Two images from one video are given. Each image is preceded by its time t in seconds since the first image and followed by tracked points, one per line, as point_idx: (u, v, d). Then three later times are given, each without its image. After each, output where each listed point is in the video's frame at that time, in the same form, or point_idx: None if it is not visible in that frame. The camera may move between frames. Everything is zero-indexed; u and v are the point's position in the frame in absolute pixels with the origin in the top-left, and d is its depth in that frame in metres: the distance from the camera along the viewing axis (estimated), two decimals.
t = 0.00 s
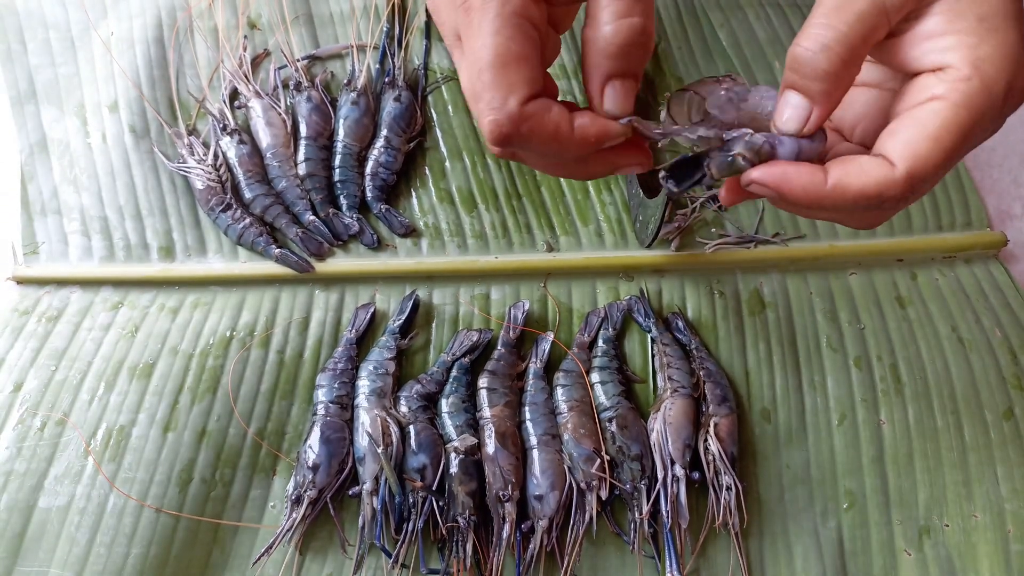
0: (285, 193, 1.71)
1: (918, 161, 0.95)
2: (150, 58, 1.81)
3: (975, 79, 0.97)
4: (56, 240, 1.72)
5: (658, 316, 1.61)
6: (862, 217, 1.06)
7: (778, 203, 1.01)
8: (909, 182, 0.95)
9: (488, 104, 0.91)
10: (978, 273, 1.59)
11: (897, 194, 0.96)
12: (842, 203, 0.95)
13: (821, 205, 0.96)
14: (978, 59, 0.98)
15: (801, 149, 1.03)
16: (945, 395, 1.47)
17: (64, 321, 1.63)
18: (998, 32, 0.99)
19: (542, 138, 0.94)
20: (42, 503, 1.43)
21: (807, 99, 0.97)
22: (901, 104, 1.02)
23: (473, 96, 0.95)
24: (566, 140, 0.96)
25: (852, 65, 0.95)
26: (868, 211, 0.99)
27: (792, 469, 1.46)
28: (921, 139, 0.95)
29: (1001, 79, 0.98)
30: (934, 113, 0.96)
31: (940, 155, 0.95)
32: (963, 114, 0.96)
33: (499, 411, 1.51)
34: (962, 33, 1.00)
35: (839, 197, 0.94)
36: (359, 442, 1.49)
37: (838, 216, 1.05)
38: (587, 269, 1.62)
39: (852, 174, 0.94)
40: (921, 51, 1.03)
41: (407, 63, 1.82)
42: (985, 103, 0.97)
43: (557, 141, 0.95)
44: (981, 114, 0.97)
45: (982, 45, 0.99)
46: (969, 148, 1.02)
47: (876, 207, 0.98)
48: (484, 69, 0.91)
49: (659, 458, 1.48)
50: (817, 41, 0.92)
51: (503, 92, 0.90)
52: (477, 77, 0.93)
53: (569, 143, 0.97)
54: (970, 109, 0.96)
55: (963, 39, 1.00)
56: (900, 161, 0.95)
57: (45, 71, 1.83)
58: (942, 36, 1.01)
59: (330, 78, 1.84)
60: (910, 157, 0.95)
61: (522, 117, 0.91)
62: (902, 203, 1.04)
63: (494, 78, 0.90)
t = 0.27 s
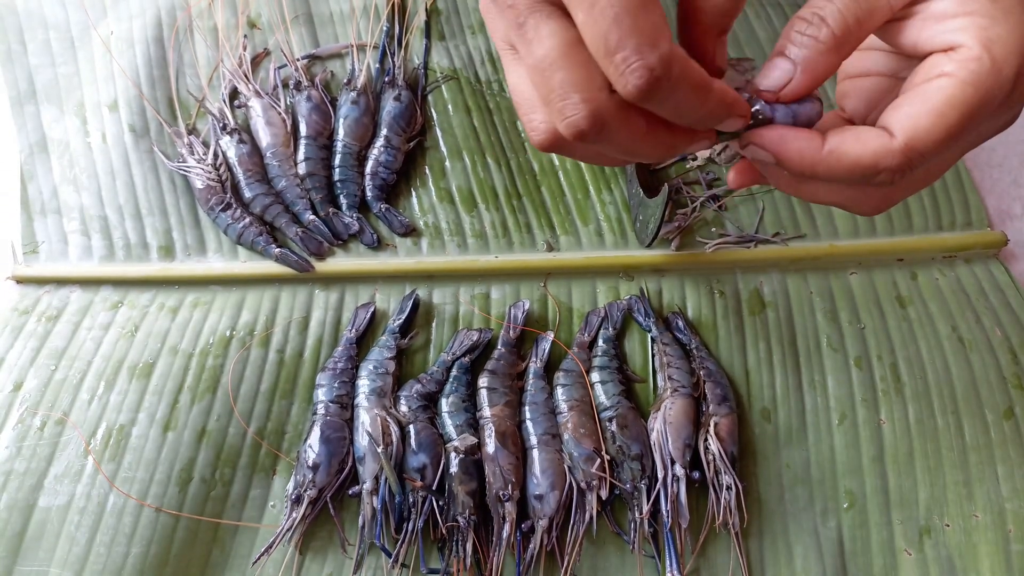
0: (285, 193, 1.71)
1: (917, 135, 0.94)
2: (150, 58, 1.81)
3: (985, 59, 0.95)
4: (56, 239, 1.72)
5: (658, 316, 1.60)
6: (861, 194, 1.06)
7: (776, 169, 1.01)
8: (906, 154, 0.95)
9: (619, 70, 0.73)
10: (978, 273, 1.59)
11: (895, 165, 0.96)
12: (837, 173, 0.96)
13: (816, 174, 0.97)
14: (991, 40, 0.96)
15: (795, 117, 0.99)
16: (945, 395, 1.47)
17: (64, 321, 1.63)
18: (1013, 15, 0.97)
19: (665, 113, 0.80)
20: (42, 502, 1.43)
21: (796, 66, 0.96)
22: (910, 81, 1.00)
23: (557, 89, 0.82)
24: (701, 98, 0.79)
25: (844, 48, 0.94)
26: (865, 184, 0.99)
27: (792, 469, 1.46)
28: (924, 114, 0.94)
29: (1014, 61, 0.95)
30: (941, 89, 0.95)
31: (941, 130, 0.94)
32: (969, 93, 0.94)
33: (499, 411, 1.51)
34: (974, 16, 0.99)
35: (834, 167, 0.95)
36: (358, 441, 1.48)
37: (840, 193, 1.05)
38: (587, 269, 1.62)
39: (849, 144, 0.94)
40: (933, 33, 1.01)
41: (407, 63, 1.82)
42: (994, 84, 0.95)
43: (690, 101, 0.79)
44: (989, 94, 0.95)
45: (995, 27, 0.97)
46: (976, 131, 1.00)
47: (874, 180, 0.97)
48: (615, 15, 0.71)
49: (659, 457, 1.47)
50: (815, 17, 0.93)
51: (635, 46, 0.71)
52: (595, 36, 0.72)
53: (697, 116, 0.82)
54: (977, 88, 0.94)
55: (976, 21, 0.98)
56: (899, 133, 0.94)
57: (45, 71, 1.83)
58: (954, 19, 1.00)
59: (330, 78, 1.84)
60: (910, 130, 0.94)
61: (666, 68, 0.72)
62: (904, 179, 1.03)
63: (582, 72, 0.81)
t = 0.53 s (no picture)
0: (285, 193, 1.71)
1: (888, 140, 0.92)
2: (150, 58, 1.81)
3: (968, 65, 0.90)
4: (56, 239, 1.72)
5: (658, 316, 1.60)
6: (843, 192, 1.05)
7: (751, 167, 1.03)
8: (875, 159, 0.93)
9: (642, 43, 0.76)
10: (978, 272, 1.59)
11: (865, 168, 0.95)
12: (805, 173, 0.96)
13: (786, 172, 0.97)
14: (973, 46, 0.91)
15: (770, 119, 0.99)
16: (946, 395, 1.47)
17: (64, 321, 1.63)
18: (996, 21, 0.92)
19: (667, 101, 0.84)
20: (42, 502, 1.43)
21: (770, 77, 0.95)
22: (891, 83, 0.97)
23: (582, 51, 0.81)
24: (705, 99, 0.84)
25: (814, 56, 0.94)
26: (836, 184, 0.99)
27: (792, 469, 1.46)
28: (900, 116, 0.91)
29: (995, 68, 0.91)
30: (917, 93, 0.91)
31: (914, 137, 0.91)
32: (948, 100, 0.90)
33: (499, 411, 1.51)
34: (956, 21, 0.93)
35: (801, 167, 0.95)
36: (358, 441, 1.48)
37: (815, 191, 1.05)
38: (587, 269, 1.62)
39: (817, 144, 0.94)
40: (916, 38, 0.96)
41: (407, 63, 1.82)
42: (974, 91, 0.90)
43: (696, 98, 0.83)
44: (968, 102, 0.90)
45: (978, 32, 0.92)
46: (955, 136, 0.97)
47: (844, 180, 0.97)
48: None
49: (659, 457, 1.48)
50: (791, 29, 0.93)
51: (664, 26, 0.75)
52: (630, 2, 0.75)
53: (691, 115, 0.87)
54: (956, 95, 0.90)
55: (958, 26, 0.93)
56: (870, 136, 0.92)
57: (45, 71, 1.83)
58: (935, 24, 0.94)
59: (330, 77, 1.83)
60: (882, 134, 0.92)
61: (688, 54, 0.76)
62: (878, 180, 1.01)
63: (612, 39, 0.80)
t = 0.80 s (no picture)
0: (285, 193, 1.72)
1: (815, 211, 0.87)
2: (150, 59, 1.81)
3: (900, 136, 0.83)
4: (56, 240, 1.72)
5: (658, 316, 1.60)
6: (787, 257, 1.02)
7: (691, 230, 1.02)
8: (805, 229, 0.89)
9: (561, 127, 0.79)
10: (978, 272, 1.59)
11: (796, 238, 0.91)
12: (738, 238, 0.94)
13: (721, 236, 0.96)
14: (905, 115, 0.83)
15: (711, 181, 0.98)
16: (945, 395, 1.47)
17: (64, 321, 1.63)
18: (932, 90, 0.83)
19: (591, 182, 0.87)
20: (41, 503, 1.43)
21: (705, 138, 0.95)
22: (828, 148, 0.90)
23: (510, 132, 0.83)
24: (629, 181, 0.87)
25: (750, 117, 0.93)
26: (773, 250, 0.96)
27: (792, 469, 1.46)
28: (827, 190, 0.85)
29: (927, 140, 0.83)
30: (847, 164, 0.84)
31: (844, 209, 0.86)
32: (877, 172, 0.83)
33: (499, 411, 1.51)
34: (890, 88, 0.85)
35: (734, 233, 0.94)
36: (358, 442, 1.49)
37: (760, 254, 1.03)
38: (587, 269, 1.62)
39: (747, 212, 0.91)
40: (851, 104, 0.88)
41: (407, 63, 1.82)
42: (906, 163, 0.83)
43: (619, 180, 0.86)
44: (899, 173, 0.83)
45: (912, 100, 0.83)
46: (898, 203, 0.90)
47: (778, 248, 0.94)
48: (578, 77, 0.77)
49: (659, 457, 1.48)
50: (727, 88, 0.91)
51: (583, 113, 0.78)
52: (552, 89, 0.78)
53: (618, 194, 0.90)
54: (886, 167, 0.83)
55: (891, 94, 0.84)
56: (799, 206, 0.88)
57: (45, 72, 1.83)
58: (870, 90, 0.86)
59: (330, 78, 1.84)
60: (810, 205, 0.87)
61: (605, 142, 0.80)
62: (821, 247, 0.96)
63: (538, 120, 0.83)
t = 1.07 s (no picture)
0: (285, 192, 1.72)
1: (780, 245, 0.86)
2: (150, 57, 1.81)
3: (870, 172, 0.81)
4: (56, 239, 1.72)
5: (658, 316, 1.60)
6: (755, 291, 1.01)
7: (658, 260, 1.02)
8: (770, 263, 0.88)
9: (515, 159, 0.73)
10: (979, 272, 1.58)
11: (760, 272, 0.89)
12: (702, 269, 0.94)
13: (687, 268, 0.96)
14: (878, 151, 0.81)
15: (677, 215, 0.99)
16: (946, 394, 1.47)
17: (64, 320, 1.63)
18: (906, 129, 0.81)
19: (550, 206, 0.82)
20: (41, 502, 1.43)
21: (676, 172, 0.93)
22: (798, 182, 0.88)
23: (460, 162, 0.78)
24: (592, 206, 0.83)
25: (722, 154, 0.90)
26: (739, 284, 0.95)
27: (792, 468, 1.45)
28: (795, 224, 0.84)
29: (898, 178, 0.81)
30: (816, 199, 0.83)
31: (810, 244, 0.85)
32: (846, 208, 0.81)
33: (499, 411, 1.51)
34: (863, 125, 0.83)
35: (699, 266, 0.94)
36: (358, 441, 1.49)
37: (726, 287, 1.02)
38: (587, 268, 1.62)
39: (713, 245, 0.91)
40: (822, 139, 0.87)
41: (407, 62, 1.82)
42: (875, 202, 0.81)
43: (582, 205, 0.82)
44: (869, 210, 0.82)
45: (886, 137, 0.81)
46: (868, 239, 0.88)
47: (742, 281, 0.93)
48: (523, 112, 0.69)
49: (659, 457, 1.48)
50: (696, 126, 0.89)
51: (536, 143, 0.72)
52: (497, 122, 0.71)
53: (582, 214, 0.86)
54: (854, 204, 0.81)
55: (864, 131, 0.83)
56: (765, 239, 0.87)
57: (45, 70, 1.83)
58: (842, 126, 0.84)
59: (330, 77, 1.84)
60: (775, 239, 0.86)
61: (560, 168, 0.75)
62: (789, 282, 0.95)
63: (488, 150, 0.77)
